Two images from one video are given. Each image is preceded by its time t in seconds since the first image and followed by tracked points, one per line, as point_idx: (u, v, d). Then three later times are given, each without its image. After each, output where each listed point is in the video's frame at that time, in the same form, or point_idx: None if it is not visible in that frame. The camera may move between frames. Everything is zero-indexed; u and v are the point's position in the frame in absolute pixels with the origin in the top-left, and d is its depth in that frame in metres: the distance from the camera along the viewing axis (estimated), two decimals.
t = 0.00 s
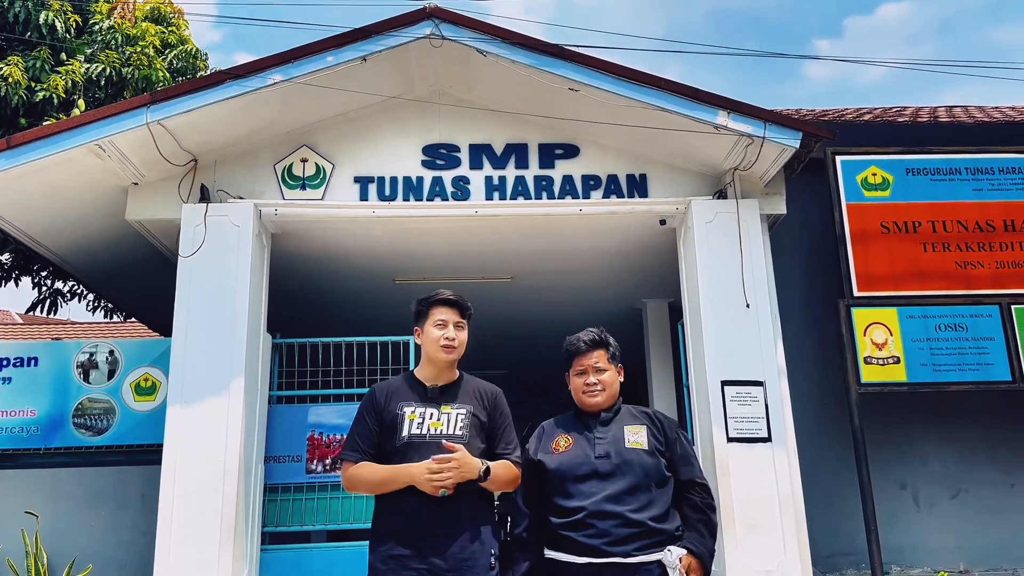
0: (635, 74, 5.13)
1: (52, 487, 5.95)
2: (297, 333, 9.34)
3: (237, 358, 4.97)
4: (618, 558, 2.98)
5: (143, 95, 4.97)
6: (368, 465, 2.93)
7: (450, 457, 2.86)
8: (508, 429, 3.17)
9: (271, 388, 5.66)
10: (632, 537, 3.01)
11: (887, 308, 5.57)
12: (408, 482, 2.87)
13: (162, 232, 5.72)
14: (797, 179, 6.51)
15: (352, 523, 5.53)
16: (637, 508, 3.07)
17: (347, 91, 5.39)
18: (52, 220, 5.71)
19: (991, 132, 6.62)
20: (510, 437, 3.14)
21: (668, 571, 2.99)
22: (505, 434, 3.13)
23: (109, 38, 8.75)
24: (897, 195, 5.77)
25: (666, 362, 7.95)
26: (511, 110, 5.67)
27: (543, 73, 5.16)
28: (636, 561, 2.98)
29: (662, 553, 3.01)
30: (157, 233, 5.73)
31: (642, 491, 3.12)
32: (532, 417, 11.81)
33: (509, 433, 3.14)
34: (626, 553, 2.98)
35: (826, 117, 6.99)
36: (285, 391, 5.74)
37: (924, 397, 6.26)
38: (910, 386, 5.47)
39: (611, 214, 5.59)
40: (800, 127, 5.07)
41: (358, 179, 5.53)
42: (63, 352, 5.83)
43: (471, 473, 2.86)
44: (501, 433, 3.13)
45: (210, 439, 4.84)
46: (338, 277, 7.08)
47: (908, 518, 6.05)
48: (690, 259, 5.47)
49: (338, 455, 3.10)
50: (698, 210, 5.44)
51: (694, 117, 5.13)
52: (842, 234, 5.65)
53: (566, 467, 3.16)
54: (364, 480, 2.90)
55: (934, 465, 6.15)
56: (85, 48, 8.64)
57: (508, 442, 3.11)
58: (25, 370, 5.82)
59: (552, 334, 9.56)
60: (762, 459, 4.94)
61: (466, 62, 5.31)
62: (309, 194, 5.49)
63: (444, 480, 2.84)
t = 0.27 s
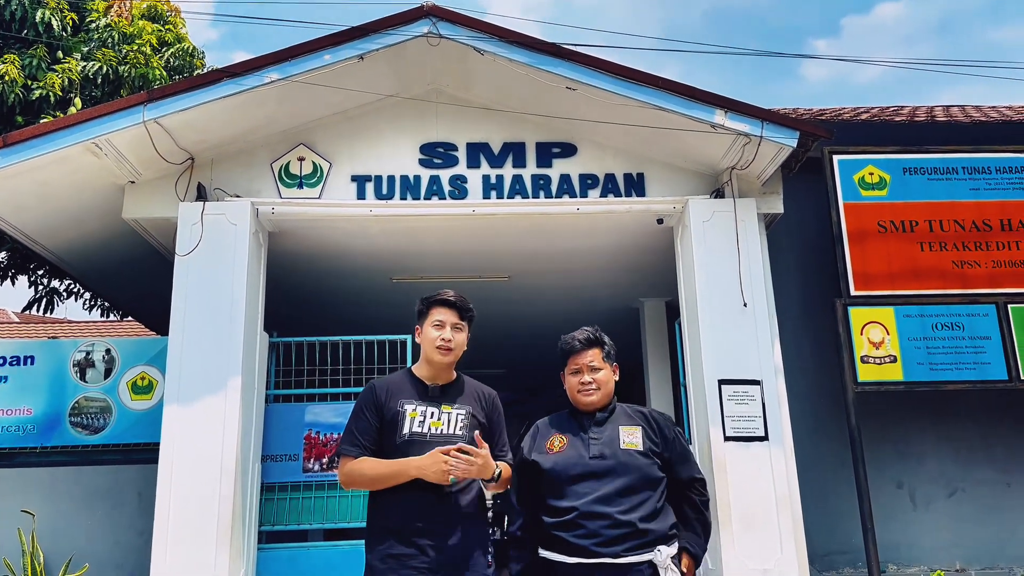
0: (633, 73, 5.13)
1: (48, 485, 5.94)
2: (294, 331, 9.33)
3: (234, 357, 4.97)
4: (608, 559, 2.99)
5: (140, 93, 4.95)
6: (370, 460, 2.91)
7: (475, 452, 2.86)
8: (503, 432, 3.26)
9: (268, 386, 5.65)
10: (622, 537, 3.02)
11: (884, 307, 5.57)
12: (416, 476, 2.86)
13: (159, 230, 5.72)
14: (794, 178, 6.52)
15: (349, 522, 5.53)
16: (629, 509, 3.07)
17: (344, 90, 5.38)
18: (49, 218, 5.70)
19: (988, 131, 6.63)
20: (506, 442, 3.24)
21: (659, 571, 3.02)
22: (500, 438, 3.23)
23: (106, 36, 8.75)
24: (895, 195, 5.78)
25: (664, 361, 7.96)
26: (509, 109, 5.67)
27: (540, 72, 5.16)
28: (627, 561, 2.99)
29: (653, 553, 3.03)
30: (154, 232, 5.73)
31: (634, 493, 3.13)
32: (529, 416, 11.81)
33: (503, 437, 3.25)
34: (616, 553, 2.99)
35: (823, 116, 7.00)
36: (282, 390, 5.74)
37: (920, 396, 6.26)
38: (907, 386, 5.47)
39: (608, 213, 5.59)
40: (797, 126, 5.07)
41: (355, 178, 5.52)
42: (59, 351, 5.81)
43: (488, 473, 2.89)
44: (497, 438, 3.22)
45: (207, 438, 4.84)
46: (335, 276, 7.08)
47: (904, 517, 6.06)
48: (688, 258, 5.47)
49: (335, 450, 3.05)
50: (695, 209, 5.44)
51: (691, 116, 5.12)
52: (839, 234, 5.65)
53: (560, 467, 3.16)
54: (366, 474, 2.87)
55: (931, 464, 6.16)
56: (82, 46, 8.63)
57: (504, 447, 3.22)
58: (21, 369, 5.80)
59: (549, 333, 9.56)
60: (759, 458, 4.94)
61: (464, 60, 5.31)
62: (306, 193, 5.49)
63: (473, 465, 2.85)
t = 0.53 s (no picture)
0: (631, 72, 5.13)
1: (46, 484, 5.93)
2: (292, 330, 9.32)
3: (231, 356, 4.96)
4: (601, 558, 2.99)
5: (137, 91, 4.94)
6: (374, 456, 2.88)
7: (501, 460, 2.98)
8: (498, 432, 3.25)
9: (265, 385, 5.65)
10: (616, 537, 3.01)
11: (882, 307, 5.57)
12: (422, 478, 2.83)
13: (156, 229, 5.71)
14: (792, 177, 6.52)
15: (347, 521, 5.52)
16: (624, 508, 3.07)
17: (342, 89, 5.37)
18: (46, 217, 5.69)
19: (985, 131, 6.64)
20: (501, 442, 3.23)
21: (652, 571, 3.00)
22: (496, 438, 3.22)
23: (103, 35, 8.75)
24: (892, 194, 5.78)
25: (661, 360, 7.96)
26: (507, 108, 5.67)
27: (538, 71, 5.15)
28: (621, 561, 2.98)
29: (646, 552, 3.01)
30: (152, 230, 5.71)
31: (630, 492, 3.12)
32: (527, 415, 11.82)
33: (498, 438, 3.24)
34: (609, 552, 2.99)
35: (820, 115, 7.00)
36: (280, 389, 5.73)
37: (918, 395, 6.27)
38: (905, 385, 5.47)
39: (606, 212, 5.59)
40: (795, 126, 5.07)
41: (353, 177, 5.51)
42: (57, 350, 5.80)
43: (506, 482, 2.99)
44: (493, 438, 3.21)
45: (204, 437, 4.83)
46: (333, 275, 7.07)
47: (902, 516, 6.06)
48: (686, 258, 5.48)
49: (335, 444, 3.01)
50: (693, 208, 5.44)
51: (689, 115, 5.12)
52: (837, 233, 5.65)
53: (557, 466, 3.17)
54: (372, 472, 2.84)
55: (928, 463, 6.17)
56: (79, 45, 8.61)
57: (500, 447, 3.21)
58: (18, 368, 5.79)
59: (548, 332, 9.56)
60: (757, 457, 4.94)
61: (462, 59, 5.31)
62: (304, 191, 5.48)
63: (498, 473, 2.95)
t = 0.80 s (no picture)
0: (629, 72, 5.13)
1: (44, 484, 5.93)
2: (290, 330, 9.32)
3: (229, 355, 4.96)
4: (598, 558, 2.99)
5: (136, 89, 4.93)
6: (387, 447, 2.85)
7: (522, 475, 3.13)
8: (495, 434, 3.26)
9: (264, 385, 5.64)
10: (613, 536, 3.01)
11: (880, 306, 5.57)
12: (439, 461, 2.79)
13: (155, 229, 5.70)
14: (791, 177, 6.52)
15: (345, 521, 5.51)
16: (621, 506, 3.07)
17: (340, 88, 5.37)
18: (44, 216, 5.68)
19: (983, 131, 6.64)
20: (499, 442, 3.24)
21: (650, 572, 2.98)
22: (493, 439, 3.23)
23: (101, 34, 8.73)
24: (891, 194, 5.78)
25: (660, 360, 7.97)
26: (505, 107, 5.67)
27: (536, 70, 5.15)
28: (617, 560, 2.98)
29: (644, 552, 3.00)
30: (150, 230, 5.71)
31: (628, 490, 3.12)
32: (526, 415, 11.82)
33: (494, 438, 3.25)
34: (606, 552, 2.99)
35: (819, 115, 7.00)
36: (278, 389, 5.73)
37: (916, 395, 6.27)
38: (903, 384, 5.48)
39: (605, 212, 5.59)
40: (793, 125, 5.07)
41: (351, 176, 5.51)
42: (55, 349, 5.80)
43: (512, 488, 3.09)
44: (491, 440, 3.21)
45: (202, 436, 4.83)
46: (332, 274, 7.07)
47: (899, 516, 6.06)
48: (684, 258, 5.48)
49: (340, 439, 2.96)
50: (692, 207, 5.45)
51: (687, 114, 5.13)
52: (836, 233, 5.66)
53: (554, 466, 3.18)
54: (385, 461, 2.81)
55: (926, 463, 6.17)
56: (77, 44, 8.61)
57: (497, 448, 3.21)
58: (16, 367, 5.79)
59: (546, 332, 9.57)
60: (755, 457, 4.95)
61: (460, 59, 5.31)
62: (302, 191, 5.48)
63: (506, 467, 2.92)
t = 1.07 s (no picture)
0: (629, 72, 5.13)
1: (43, 483, 5.93)
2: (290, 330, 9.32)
3: (229, 355, 4.96)
4: (594, 558, 3.00)
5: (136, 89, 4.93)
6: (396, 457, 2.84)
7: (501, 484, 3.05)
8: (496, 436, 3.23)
9: (263, 385, 5.64)
10: (609, 536, 3.02)
11: (879, 306, 5.57)
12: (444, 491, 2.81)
13: (154, 228, 5.70)
14: (790, 176, 6.52)
15: (344, 520, 5.51)
16: (617, 506, 3.07)
17: (339, 88, 5.37)
18: (44, 216, 5.68)
19: (982, 131, 6.65)
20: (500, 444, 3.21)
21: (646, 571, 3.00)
22: (494, 440, 3.20)
23: (100, 34, 8.73)
24: (890, 194, 5.78)
25: (659, 360, 7.97)
26: (504, 107, 5.67)
27: (536, 70, 5.15)
28: (613, 560, 2.99)
29: (640, 552, 3.01)
30: (149, 230, 5.70)
31: (623, 490, 3.13)
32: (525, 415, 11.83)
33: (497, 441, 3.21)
34: (603, 552, 3.00)
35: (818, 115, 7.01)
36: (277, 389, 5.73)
37: (915, 396, 6.27)
38: (902, 385, 5.48)
39: (604, 212, 5.59)
40: (793, 125, 5.08)
41: (350, 176, 5.51)
42: (55, 349, 5.80)
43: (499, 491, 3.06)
44: (492, 440, 3.18)
45: (202, 436, 4.83)
46: (331, 274, 7.08)
47: (898, 516, 6.07)
48: (683, 258, 5.48)
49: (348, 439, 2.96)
50: (691, 207, 5.45)
51: (687, 115, 5.13)
52: (835, 233, 5.66)
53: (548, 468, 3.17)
54: (394, 471, 2.81)
55: (925, 463, 6.18)
56: (76, 44, 8.61)
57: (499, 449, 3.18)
58: (16, 367, 5.78)
59: (546, 332, 9.57)
60: (754, 456, 4.95)
61: (460, 59, 5.31)
62: (301, 191, 5.48)
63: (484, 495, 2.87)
